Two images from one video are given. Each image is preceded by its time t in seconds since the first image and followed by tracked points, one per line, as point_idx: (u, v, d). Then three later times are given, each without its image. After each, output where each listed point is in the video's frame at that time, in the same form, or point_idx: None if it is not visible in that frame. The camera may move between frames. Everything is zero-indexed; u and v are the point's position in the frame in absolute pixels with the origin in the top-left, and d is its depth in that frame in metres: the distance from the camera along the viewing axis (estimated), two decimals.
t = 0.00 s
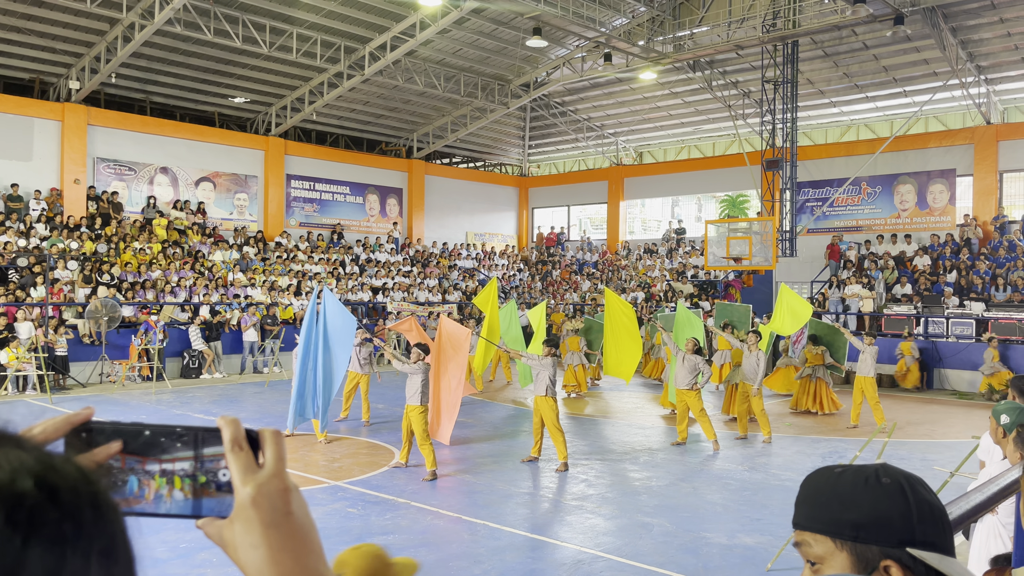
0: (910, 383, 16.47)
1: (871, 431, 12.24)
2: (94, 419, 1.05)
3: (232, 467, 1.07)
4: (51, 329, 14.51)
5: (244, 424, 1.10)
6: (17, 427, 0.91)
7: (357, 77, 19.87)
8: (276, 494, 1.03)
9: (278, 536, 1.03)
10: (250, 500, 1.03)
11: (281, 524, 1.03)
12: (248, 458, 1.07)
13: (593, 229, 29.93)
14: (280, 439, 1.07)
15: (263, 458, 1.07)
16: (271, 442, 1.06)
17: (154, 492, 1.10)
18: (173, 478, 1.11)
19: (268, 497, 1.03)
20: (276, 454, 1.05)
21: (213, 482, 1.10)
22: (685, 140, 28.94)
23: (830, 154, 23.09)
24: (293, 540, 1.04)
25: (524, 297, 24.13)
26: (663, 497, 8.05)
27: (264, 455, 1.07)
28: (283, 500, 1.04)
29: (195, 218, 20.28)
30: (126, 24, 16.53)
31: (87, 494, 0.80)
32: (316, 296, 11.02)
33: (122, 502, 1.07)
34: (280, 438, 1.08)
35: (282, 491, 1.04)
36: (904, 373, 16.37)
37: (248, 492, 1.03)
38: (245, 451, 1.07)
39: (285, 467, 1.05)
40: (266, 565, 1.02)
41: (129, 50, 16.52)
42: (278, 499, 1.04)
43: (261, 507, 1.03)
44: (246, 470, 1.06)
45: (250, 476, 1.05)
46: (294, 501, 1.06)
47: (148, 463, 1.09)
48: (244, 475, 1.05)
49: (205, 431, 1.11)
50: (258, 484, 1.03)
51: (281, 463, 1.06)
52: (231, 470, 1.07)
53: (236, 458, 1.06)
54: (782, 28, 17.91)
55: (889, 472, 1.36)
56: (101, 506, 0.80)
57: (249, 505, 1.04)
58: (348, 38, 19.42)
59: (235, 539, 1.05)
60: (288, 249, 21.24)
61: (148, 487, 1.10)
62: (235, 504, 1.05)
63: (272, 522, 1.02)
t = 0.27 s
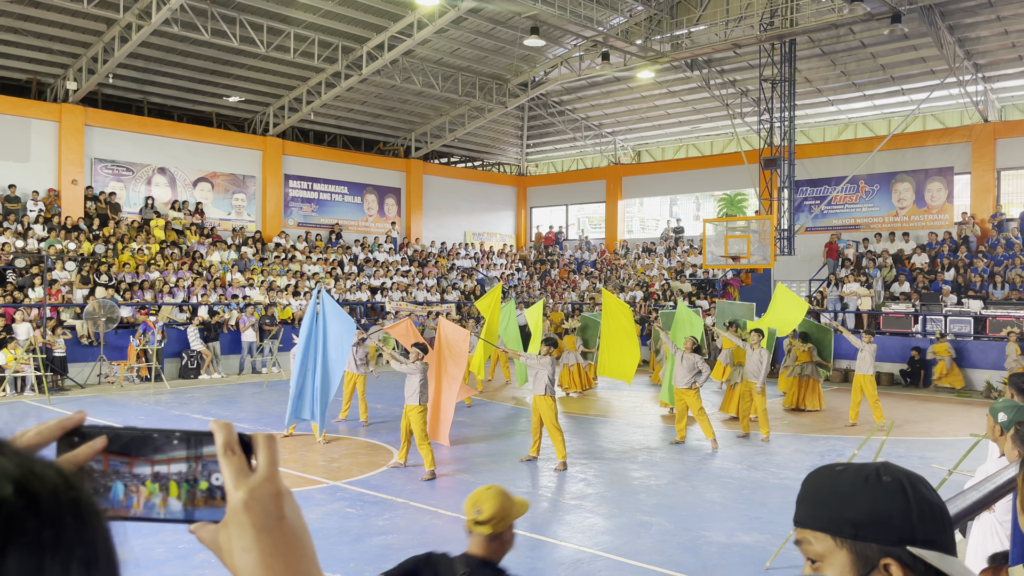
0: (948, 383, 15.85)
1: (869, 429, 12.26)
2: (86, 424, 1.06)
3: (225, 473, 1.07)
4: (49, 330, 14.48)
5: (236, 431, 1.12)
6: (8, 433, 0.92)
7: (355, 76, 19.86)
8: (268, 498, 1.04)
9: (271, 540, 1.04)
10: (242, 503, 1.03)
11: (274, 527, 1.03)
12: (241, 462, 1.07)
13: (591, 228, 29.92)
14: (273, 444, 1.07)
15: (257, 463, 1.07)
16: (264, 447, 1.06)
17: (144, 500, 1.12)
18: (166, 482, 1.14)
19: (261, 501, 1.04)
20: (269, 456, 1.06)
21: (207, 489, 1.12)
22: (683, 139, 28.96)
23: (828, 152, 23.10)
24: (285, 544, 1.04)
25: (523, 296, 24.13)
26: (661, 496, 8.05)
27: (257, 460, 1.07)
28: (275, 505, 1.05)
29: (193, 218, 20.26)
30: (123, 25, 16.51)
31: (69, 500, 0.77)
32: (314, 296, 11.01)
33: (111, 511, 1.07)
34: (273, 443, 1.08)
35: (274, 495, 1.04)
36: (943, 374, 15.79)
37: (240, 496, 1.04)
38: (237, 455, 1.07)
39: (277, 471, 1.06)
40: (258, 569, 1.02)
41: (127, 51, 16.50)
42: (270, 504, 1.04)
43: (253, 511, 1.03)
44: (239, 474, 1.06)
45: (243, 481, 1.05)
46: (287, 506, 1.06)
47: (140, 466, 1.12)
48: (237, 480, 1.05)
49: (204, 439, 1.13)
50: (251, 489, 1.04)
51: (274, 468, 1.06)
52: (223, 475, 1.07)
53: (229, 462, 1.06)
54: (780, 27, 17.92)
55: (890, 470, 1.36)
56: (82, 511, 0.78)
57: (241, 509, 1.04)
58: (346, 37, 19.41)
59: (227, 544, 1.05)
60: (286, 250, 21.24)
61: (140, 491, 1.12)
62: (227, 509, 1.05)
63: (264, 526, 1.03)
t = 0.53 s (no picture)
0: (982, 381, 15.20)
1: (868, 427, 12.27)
2: (89, 430, 1.07)
3: (227, 478, 1.08)
4: (48, 331, 14.46)
5: (238, 437, 1.12)
6: (10, 438, 0.92)
7: (353, 76, 19.84)
8: (270, 503, 1.05)
9: (273, 545, 1.05)
10: (245, 509, 1.04)
11: (276, 532, 1.05)
12: (243, 468, 1.08)
13: (590, 227, 29.91)
14: (274, 450, 1.08)
15: (259, 468, 1.08)
16: (266, 453, 1.08)
17: (146, 505, 1.15)
18: (167, 488, 1.16)
19: (263, 507, 1.05)
20: (271, 462, 1.07)
21: (209, 495, 1.14)
22: (681, 138, 28.96)
23: (826, 151, 23.11)
24: (287, 548, 1.05)
25: (521, 296, 24.12)
26: (661, 495, 8.06)
27: (258, 465, 1.08)
28: (277, 510, 1.06)
29: (191, 219, 20.26)
30: (121, 25, 16.48)
31: (69, 504, 0.77)
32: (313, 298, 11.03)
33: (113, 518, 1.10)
34: (275, 449, 1.09)
35: (276, 500, 1.06)
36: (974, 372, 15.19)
37: (243, 502, 1.05)
38: (240, 461, 1.08)
39: (279, 476, 1.07)
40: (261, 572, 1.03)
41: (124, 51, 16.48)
42: (273, 509, 1.05)
43: (256, 516, 1.04)
44: (241, 481, 1.07)
45: (245, 487, 1.06)
46: (288, 511, 1.08)
47: (141, 471, 1.14)
48: (239, 486, 1.06)
49: (206, 445, 1.16)
50: (252, 494, 1.05)
51: (276, 473, 1.07)
52: (226, 481, 1.08)
53: (232, 468, 1.07)
54: (777, 25, 17.93)
55: (897, 468, 1.36)
56: (83, 514, 0.78)
57: (244, 515, 1.05)
58: (344, 37, 19.39)
59: (230, 549, 1.07)
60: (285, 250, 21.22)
61: (142, 498, 1.14)
62: (230, 515, 1.07)
63: (267, 531, 1.04)
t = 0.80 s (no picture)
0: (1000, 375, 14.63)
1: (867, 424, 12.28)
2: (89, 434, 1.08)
3: (227, 480, 1.08)
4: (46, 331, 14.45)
5: (237, 438, 1.12)
6: (9, 439, 0.92)
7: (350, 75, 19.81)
8: (270, 504, 1.05)
9: (273, 546, 1.05)
10: (244, 511, 1.05)
11: (276, 533, 1.05)
12: (242, 470, 1.09)
13: (588, 225, 29.91)
14: (273, 450, 1.08)
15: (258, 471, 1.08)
16: (264, 454, 1.07)
17: (145, 506, 1.14)
18: (166, 488, 1.15)
19: (263, 507, 1.05)
20: (270, 463, 1.07)
21: (209, 495, 1.12)
22: (679, 136, 28.96)
23: (823, 148, 23.14)
24: (287, 549, 1.06)
25: (519, 294, 24.12)
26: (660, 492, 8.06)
27: (257, 467, 1.08)
28: (277, 510, 1.06)
29: (189, 219, 20.23)
30: (117, 25, 16.45)
31: (66, 504, 0.76)
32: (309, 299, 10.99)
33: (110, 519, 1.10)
34: (274, 450, 1.09)
35: (276, 502, 1.06)
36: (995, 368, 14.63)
37: (242, 503, 1.05)
38: (239, 462, 1.08)
39: (279, 478, 1.07)
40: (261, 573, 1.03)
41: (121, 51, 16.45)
42: (272, 510, 1.05)
43: (255, 517, 1.05)
44: (240, 482, 1.07)
45: (244, 488, 1.06)
46: (288, 511, 1.08)
47: (139, 472, 1.14)
48: (238, 488, 1.07)
49: (205, 444, 1.14)
50: (252, 496, 1.05)
51: (275, 474, 1.08)
52: (225, 483, 1.08)
53: (231, 470, 1.08)
54: (774, 22, 17.92)
55: (894, 464, 1.36)
56: (80, 514, 0.77)
57: (243, 516, 1.05)
58: (341, 36, 19.36)
59: (230, 552, 1.07)
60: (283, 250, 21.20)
61: (142, 496, 1.14)
62: (228, 517, 1.07)
63: (266, 532, 1.04)
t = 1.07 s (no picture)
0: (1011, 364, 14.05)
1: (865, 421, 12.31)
2: (82, 435, 1.09)
3: (224, 482, 1.13)
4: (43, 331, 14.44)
5: (235, 441, 1.16)
6: (8, 442, 0.97)
7: (346, 74, 19.79)
8: (267, 506, 1.11)
9: (272, 547, 1.11)
10: (242, 513, 1.10)
11: (274, 535, 1.11)
12: (240, 473, 1.13)
13: (586, 223, 29.93)
14: (272, 453, 1.13)
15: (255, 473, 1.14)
16: (263, 456, 1.13)
17: (142, 508, 1.14)
18: (166, 490, 1.15)
19: (260, 510, 1.11)
20: (268, 466, 1.13)
21: (207, 498, 1.16)
22: (676, 134, 28.98)
23: (820, 145, 23.17)
24: (286, 550, 1.12)
25: (517, 293, 24.11)
26: (658, 490, 8.07)
27: (255, 470, 1.14)
28: (275, 513, 1.12)
29: (186, 218, 20.20)
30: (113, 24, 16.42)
31: (57, 505, 0.81)
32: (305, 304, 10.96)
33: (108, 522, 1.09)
34: (272, 452, 1.14)
35: (273, 504, 1.12)
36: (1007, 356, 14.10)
37: (240, 505, 1.11)
38: (237, 466, 1.13)
39: (276, 481, 1.14)
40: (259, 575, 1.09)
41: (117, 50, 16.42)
42: (270, 512, 1.12)
43: (253, 519, 1.10)
44: (238, 484, 1.12)
45: (243, 491, 1.11)
46: (285, 514, 1.15)
47: (138, 474, 1.13)
48: (236, 490, 1.12)
49: (202, 446, 1.15)
50: (250, 498, 1.11)
51: (273, 478, 1.14)
52: (223, 485, 1.13)
53: (229, 472, 1.12)
54: (771, 20, 17.92)
55: (882, 461, 1.37)
56: (72, 512, 0.83)
57: (241, 518, 1.11)
58: (337, 35, 19.33)
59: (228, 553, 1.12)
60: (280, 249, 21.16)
61: (140, 500, 1.13)
62: (227, 518, 1.12)
63: (264, 534, 1.10)
